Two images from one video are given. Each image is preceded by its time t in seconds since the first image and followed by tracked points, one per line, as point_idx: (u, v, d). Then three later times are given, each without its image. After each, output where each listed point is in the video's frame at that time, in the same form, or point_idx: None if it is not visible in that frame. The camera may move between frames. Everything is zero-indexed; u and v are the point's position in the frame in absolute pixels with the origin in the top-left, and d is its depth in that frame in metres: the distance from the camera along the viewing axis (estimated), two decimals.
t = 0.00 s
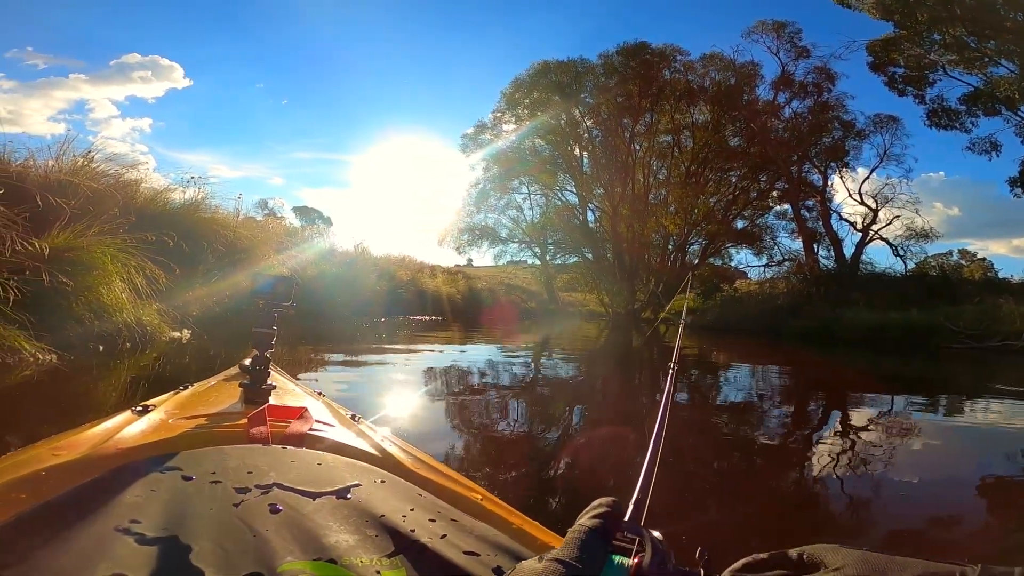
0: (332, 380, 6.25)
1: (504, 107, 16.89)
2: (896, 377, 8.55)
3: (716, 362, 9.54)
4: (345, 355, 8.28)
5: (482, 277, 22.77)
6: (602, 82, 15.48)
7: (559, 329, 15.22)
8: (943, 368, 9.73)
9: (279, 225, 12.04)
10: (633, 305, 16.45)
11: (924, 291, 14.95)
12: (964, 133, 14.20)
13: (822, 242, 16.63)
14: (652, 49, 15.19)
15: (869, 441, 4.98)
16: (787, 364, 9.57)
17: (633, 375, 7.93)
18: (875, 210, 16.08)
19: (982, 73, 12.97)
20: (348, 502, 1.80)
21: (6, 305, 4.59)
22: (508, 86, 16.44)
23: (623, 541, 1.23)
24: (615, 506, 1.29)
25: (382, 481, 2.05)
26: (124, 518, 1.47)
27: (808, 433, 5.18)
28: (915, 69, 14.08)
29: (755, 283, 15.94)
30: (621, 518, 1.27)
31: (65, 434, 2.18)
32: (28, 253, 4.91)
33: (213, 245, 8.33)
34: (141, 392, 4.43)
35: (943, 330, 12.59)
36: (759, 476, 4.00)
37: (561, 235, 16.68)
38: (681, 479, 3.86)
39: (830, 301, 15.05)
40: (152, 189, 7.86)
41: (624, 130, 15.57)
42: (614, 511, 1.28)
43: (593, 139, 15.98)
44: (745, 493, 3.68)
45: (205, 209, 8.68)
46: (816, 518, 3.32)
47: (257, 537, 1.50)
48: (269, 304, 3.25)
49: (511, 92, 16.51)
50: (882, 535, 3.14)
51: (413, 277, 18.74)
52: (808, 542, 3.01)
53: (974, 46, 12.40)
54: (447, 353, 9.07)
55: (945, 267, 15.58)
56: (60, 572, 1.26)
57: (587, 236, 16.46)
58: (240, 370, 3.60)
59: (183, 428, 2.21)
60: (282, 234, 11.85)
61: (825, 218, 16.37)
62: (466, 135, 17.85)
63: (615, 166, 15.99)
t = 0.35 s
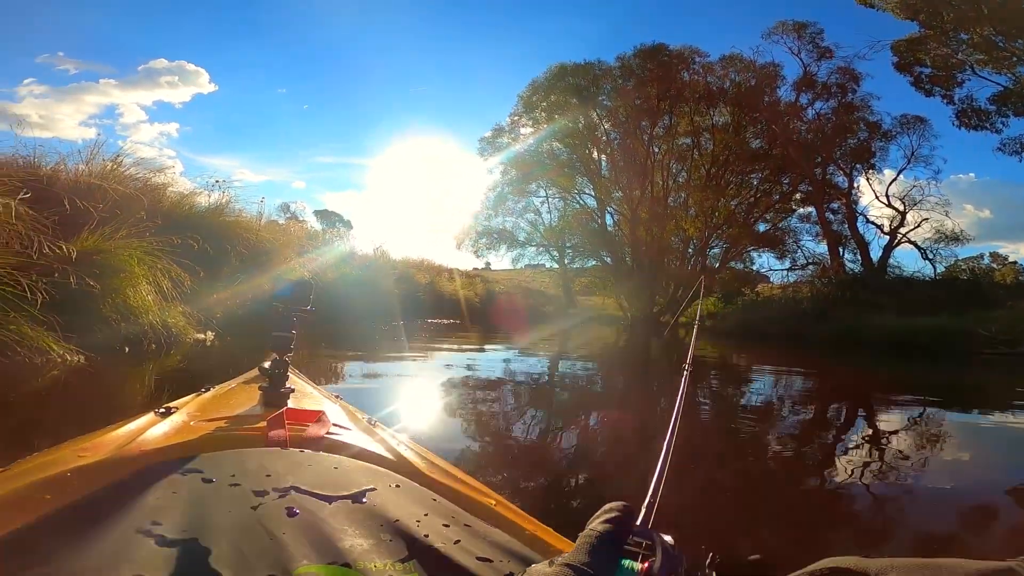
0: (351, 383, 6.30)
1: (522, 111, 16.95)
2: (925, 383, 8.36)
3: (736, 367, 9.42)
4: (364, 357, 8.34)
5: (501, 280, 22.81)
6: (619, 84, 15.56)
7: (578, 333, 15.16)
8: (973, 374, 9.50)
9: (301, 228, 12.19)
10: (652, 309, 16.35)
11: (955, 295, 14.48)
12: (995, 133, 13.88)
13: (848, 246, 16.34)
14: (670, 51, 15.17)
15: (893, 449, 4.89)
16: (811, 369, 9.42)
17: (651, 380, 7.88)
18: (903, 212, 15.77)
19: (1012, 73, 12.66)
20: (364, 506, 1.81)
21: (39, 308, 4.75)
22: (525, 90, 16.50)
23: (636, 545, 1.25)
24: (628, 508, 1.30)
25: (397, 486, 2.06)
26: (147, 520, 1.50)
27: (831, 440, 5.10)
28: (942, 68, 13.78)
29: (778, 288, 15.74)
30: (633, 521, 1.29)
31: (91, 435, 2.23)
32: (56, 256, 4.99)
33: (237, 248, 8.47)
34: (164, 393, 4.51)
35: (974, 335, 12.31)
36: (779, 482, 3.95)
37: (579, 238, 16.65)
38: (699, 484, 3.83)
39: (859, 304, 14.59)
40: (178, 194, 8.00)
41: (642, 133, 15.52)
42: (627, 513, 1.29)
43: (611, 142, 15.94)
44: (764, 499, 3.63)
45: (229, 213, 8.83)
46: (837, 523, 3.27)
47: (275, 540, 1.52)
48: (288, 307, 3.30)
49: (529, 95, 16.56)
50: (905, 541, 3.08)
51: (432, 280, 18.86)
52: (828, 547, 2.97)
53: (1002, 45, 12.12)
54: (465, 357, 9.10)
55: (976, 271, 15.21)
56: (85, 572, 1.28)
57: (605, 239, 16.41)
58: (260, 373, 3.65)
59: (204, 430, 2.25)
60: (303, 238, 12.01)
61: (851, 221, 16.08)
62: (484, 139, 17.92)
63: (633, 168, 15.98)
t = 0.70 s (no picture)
0: (375, 386, 6.33)
1: (542, 114, 16.97)
2: (959, 391, 8.14)
3: (761, 372, 9.28)
4: (386, 360, 8.38)
5: (521, 284, 22.80)
6: (640, 87, 15.33)
7: (600, 337, 15.08)
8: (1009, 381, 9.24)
9: (324, 232, 12.32)
10: (674, 314, 16.21)
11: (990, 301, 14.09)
12: None
13: (878, 250, 16.00)
14: (692, 53, 15.07)
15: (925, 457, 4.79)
16: (839, 375, 9.24)
17: (675, 385, 7.80)
18: (936, 215, 15.41)
19: None
20: (395, 511, 1.82)
21: (74, 310, 4.98)
22: (545, 93, 16.51)
23: (645, 550, 1.39)
24: (638, 516, 1.46)
25: (427, 490, 2.06)
26: (189, 524, 1.52)
27: (860, 448, 5.01)
28: (974, 68, 13.48)
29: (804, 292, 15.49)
30: (643, 527, 1.43)
31: (129, 438, 2.27)
32: (91, 259, 5.09)
33: (264, 251, 8.58)
34: (194, 393, 4.59)
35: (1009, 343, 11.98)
36: (808, 491, 3.88)
37: (599, 242, 16.58)
38: (727, 493, 3.78)
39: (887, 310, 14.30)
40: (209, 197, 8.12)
41: (664, 136, 15.42)
42: (637, 519, 1.44)
43: (632, 145, 15.86)
44: (793, 508, 3.57)
45: (257, 216, 8.94)
46: (867, 536, 3.21)
47: (310, 544, 1.52)
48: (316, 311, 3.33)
49: (549, 99, 16.57)
50: (937, 556, 3.02)
51: (453, 283, 18.91)
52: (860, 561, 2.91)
53: None
54: (486, 361, 9.10)
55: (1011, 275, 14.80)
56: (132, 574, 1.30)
57: (626, 243, 16.32)
58: (288, 376, 3.68)
59: (239, 434, 2.27)
60: (327, 241, 12.14)
61: (881, 225, 15.72)
62: (504, 143, 17.97)
63: (655, 171, 15.93)
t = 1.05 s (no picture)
0: (401, 389, 6.34)
1: (565, 116, 16.97)
2: (1001, 399, 7.88)
3: (792, 378, 9.10)
4: (413, 362, 8.42)
5: (545, 286, 22.77)
6: (665, 88, 15.27)
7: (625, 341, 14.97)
8: None
9: (351, 234, 12.46)
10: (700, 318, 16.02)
11: None
12: None
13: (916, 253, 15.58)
14: (717, 53, 14.95)
15: (964, 464, 4.64)
16: (872, 381, 9.03)
17: (703, 389, 7.70)
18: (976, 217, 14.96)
19: None
20: (429, 510, 1.80)
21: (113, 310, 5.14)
22: (568, 96, 16.50)
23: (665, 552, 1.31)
24: (659, 517, 1.36)
25: (459, 490, 2.05)
26: (235, 522, 1.53)
27: (896, 454, 4.88)
28: (1013, 66, 13.09)
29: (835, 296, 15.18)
30: (663, 529, 1.33)
31: (173, 438, 2.30)
32: (131, 260, 5.22)
33: (294, 253, 8.70)
34: (229, 392, 4.67)
35: None
36: (843, 498, 3.79)
37: (624, 245, 16.47)
38: (760, 498, 3.71)
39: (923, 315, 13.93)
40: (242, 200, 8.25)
41: (690, 137, 15.30)
42: (658, 522, 1.34)
43: (656, 147, 15.75)
44: (829, 515, 3.49)
45: (287, 219, 9.06)
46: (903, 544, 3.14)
47: (349, 541, 1.52)
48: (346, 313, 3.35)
49: (572, 101, 16.56)
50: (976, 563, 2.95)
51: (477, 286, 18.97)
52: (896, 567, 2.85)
53: None
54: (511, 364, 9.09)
55: None
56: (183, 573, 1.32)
57: (651, 246, 16.18)
58: (320, 377, 3.71)
59: (277, 434, 2.29)
60: (353, 243, 12.29)
61: (919, 226, 15.29)
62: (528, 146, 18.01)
63: (681, 173, 15.82)
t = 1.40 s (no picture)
0: (411, 391, 6.33)
1: (575, 118, 16.98)
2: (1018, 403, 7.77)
3: (804, 381, 9.01)
4: (422, 364, 8.41)
5: (554, 288, 22.73)
6: (674, 89, 15.24)
7: (636, 343, 14.88)
8: None
9: (361, 236, 12.51)
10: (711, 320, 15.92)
11: None
12: None
13: (931, 254, 15.40)
14: (728, 54, 14.90)
15: (980, 468, 4.58)
16: (886, 384, 8.93)
17: (714, 392, 7.65)
18: (993, 218, 14.77)
19: None
20: (441, 510, 1.79)
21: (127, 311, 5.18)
22: (578, 97, 16.50)
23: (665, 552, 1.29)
24: (658, 517, 1.31)
25: (470, 490, 2.04)
26: (251, 522, 1.53)
27: (911, 458, 4.82)
28: None
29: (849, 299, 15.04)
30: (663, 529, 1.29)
31: (188, 439, 2.31)
32: (145, 262, 5.27)
33: (305, 255, 8.75)
34: (241, 393, 4.69)
35: None
36: (857, 502, 3.75)
37: (633, 247, 16.39)
38: (774, 502, 3.67)
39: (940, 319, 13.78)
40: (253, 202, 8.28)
41: (700, 139, 15.23)
42: (658, 520, 1.30)
43: (667, 148, 15.68)
44: (844, 519, 3.46)
45: (298, 220, 9.09)
46: (918, 548, 3.11)
47: (362, 541, 1.52)
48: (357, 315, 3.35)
49: (582, 102, 16.55)
50: (991, 566, 2.92)
51: (486, 288, 18.97)
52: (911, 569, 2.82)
53: None
54: (521, 366, 9.08)
55: None
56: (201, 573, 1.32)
57: (661, 248, 16.07)
58: (331, 379, 3.72)
59: (290, 434, 2.30)
60: (363, 245, 12.33)
61: (934, 228, 15.12)
62: (537, 148, 18.02)
63: (691, 174, 15.76)
